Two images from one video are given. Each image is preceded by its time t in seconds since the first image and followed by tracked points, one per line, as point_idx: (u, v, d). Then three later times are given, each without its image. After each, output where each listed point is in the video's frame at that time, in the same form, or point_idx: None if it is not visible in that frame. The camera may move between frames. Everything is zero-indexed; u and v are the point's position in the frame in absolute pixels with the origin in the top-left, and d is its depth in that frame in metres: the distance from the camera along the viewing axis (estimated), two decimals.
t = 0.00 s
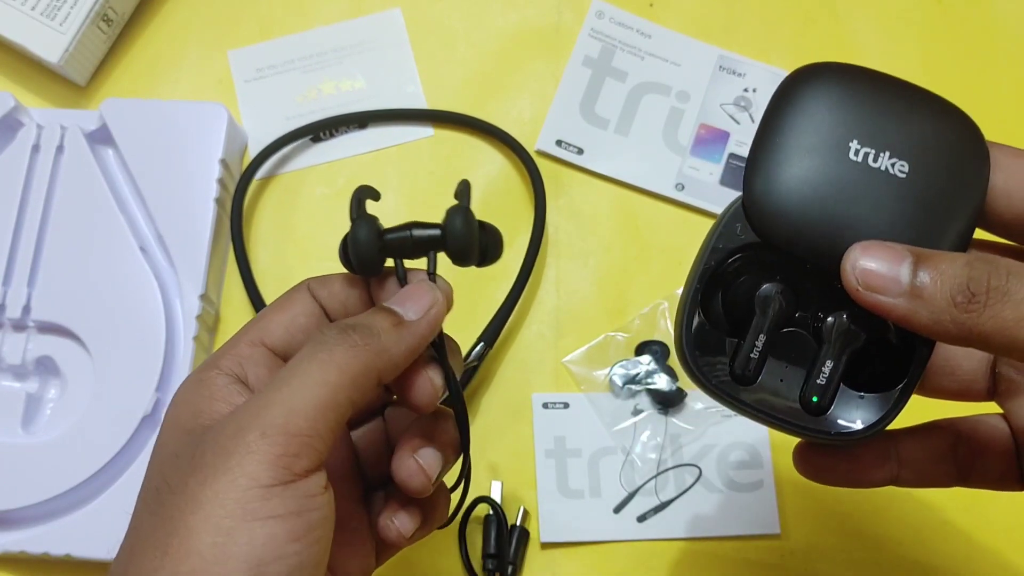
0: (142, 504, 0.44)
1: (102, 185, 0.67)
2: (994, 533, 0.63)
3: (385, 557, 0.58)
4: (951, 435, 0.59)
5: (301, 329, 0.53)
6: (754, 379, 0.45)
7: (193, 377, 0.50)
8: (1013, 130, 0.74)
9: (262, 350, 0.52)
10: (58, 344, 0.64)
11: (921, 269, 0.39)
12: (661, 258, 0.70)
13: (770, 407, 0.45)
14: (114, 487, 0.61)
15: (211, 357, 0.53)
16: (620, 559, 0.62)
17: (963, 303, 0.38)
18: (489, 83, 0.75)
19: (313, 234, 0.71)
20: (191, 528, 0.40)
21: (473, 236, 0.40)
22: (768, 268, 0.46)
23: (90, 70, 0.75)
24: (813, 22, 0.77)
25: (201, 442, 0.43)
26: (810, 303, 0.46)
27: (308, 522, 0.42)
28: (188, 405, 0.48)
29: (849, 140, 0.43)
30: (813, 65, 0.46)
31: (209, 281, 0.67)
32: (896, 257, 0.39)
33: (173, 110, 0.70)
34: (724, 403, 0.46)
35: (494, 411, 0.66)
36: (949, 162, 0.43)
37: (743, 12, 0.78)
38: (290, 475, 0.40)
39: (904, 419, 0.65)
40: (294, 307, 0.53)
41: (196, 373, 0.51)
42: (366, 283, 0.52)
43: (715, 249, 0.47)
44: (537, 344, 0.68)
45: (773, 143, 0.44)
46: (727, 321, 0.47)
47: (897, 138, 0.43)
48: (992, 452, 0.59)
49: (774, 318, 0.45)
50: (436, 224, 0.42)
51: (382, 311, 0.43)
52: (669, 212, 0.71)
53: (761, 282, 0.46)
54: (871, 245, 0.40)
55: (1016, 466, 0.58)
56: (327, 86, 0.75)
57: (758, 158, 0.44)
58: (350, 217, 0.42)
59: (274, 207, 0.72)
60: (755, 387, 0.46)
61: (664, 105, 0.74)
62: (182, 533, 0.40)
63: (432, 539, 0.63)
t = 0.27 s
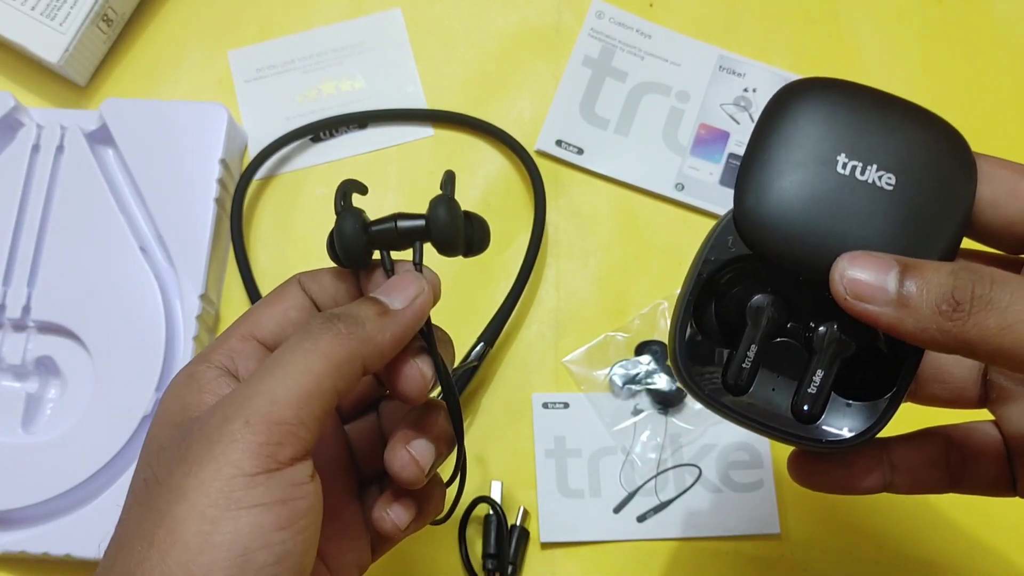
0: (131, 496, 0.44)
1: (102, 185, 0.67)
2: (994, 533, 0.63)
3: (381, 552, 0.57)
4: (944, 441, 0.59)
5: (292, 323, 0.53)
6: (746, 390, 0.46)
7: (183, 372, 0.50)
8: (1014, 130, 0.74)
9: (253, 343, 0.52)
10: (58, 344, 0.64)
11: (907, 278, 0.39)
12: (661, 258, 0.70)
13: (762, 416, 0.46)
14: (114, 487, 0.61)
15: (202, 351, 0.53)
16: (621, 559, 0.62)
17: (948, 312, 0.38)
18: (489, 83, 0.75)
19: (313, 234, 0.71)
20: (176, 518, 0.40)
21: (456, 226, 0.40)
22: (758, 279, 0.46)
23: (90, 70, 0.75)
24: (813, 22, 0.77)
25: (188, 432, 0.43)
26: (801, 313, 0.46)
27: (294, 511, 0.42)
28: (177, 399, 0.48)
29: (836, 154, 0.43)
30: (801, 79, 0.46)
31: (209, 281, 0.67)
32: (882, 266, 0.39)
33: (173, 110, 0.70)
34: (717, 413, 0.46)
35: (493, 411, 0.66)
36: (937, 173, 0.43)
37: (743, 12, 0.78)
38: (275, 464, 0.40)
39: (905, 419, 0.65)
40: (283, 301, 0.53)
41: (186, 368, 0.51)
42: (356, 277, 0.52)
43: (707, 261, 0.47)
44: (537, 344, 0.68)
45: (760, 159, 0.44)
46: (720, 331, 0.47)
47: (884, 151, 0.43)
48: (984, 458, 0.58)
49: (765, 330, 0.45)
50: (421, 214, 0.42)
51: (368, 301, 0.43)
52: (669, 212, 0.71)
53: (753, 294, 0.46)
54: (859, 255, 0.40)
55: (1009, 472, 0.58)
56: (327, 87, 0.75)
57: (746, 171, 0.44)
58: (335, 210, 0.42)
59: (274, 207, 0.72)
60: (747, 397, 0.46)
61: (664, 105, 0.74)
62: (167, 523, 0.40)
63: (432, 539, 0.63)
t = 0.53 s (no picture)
0: (124, 491, 0.44)
1: (102, 185, 0.67)
2: (994, 534, 0.63)
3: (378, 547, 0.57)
4: (942, 443, 0.59)
5: (286, 317, 0.53)
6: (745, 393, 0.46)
7: (178, 366, 0.50)
8: (1014, 131, 0.74)
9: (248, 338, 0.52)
10: (58, 344, 0.64)
11: (904, 281, 0.39)
12: (661, 258, 0.70)
13: (761, 419, 0.46)
14: (115, 487, 0.61)
15: (198, 345, 0.53)
16: (621, 559, 0.62)
17: (945, 314, 0.38)
18: (489, 83, 0.75)
19: (313, 234, 0.71)
20: (167, 513, 0.40)
21: (450, 218, 0.40)
22: (756, 282, 0.46)
23: (90, 70, 0.75)
24: (813, 22, 0.77)
25: (180, 427, 0.43)
26: (800, 316, 0.46)
27: (285, 506, 0.42)
28: (171, 394, 0.48)
29: (833, 157, 0.43)
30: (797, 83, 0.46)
31: (209, 281, 0.67)
32: (878, 269, 0.39)
33: (173, 109, 0.70)
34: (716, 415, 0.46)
35: (493, 411, 0.66)
36: (936, 175, 0.43)
37: (743, 12, 0.78)
38: (266, 459, 0.40)
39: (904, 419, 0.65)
40: (278, 295, 0.53)
41: (181, 362, 0.51)
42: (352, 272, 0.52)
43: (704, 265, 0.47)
44: (537, 344, 0.68)
45: (757, 163, 0.44)
46: (719, 335, 0.47)
47: (881, 154, 0.43)
48: (983, 459, 0.58)
49: (764, 333, 0.45)
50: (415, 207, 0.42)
51: (361, 294, 0.43)
52: (669, 212, 0.71)
53: (752, 297, 0.46)
54: (855, 258, 0.40)
55: (1008, 473, 0.57)
56: (327, 86, 0.75)
57: (743, 176, 0.44)
58: (328, 202, 0.42)
59: (274, 207, 0.72)
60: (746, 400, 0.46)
61: (664, 105, 0.74)
62: (159, 519, 0.40)
63: (432, 539, 0.63)
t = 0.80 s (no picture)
0: (134, 495, 0.44)
1: (102, 185, 0.67)
2: (994, 533, 0.63)
3: (385, 554, 0.57)
4: (943, 443, 0.58)
5: (297, 322, 0.53)
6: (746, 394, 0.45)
7: (188, 370, 0.51)
8: (1014, 130, 0.74)
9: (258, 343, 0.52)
10: (58, 344, 0.64)
11: (905, 280, 0.39)
12: (661, 258, 0.70)
13: (761, 420, 0.46)
14: (114, 487, 0.61)
15: (209, 350, 0.53)
16: (621, 559, 0.62)
17: (946, 313, 0.38)
18: (488, 83, 0.75)
19: (313, 234, 0.71)
20: (177, 518, 0.40)
21: (462, 226, 0.40)
22: (756, 282, 0.46)
23: (90, 70, 0.75)
24: (813, 22, 0.77)
25: (191, 432, 0.43)
26: (801, 317, 0.46)
27: (295, 513, 0.41)
28: (180, 399, 0.48)
29: (835, 157, 0.43)
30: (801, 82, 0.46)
31: (209, 281, 0.67)
32: (880, 268, 0.39)
33: (173, 110, 0.70)
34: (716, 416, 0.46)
35: (493, 411, 0.66)
36: (935, 174, 0.43)
37: (743, 12, 0.78)
38: (277, 466, 0.40)
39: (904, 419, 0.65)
40: (289, 301, 0.53)
41: (191, 367, 0.51)
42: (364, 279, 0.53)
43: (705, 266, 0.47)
44: (537, 344, 0.68)
45: (758, 162, 0.44)
46: (720, 335, 0.47)
47: (883, 154, 0.43)
48: (983, 459, 0.58)
49: (765, 333, 0.44)
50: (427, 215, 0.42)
51: (374, 301, 0.42)
52: (669, 212, 0.71)
53: (753, 297, 0.46)
54: (856, 257, 0.40)
55: (1009, 474, 0.57)
56: (327, 87, 0.75)
57: (744, 176, 0.44)
58: (341, 210, 0.42)
59: (274, 207, 0.72)
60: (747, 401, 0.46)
61: (664, 105, 0.74)
62: (169, 524, 0.40)
63: (432, 539, 0.63)
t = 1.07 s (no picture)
0: (138, 497, 0.44)
1: (102, 185, 0.67)
2: (993, 533, 0.63)
3: (389, 555, 0.58)
4: (944, 445, 0.59)
5: (303, 323, 0.53)
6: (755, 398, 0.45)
7: (193, 370, 0.51)
8: (1014, 131, 0.74)
9: (265, 343, 0.52)
10: (58, 344, 0.64)
11: (898, 290, 0.39)
12: (661, 258, 0.70)
13: (771, 422, 0.46)
14: (114, 487, 0.61)
15: (214, 350, 0.53)
16: (621, 559, 0.62)
17: (939, 323, 0.38)
18: (488, 83, 0.75)
19: (313, 234, 0.71)
20: (183, 521, 0.40)
21: (473, 228, 0.40)
22: (762, 286, 0.46)
23: (90, 70, 0.75)
24: (813, 22, 0.77)
25: (197, 434, 0.43)
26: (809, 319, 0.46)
27: (301, 517, 0.42)
28: (185, 399, 0.48)
29: (838, 158, 0.43)
30: (801, 83, 0.46)
31: (209, 281, 0.67)
32: (873, 278, 0.39)
33: (173, 110, 0.70)
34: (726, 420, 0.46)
35: (494, 411, 0.66)
36: (937, 173, 0.43)
37: (743, 12, 0.78)
38: (283, 470, 0.40)
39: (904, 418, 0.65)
40: (295, 300, 0.53)
41: (196, 367, 0.51)
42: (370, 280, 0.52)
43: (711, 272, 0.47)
44: (537, 344, 0.68)
45: (761, 164, 0.44)
46: (726, 339, 0.47)
47: (886, 154, 0.43)
48: (983, 461, 0.58)
49: (772, 336, 0.44)
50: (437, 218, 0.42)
51: (383, 304, 0.43)
52: (669, 212, 0.71)
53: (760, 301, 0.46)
54: (849, 266, 0.40)
55: (1007, 475, 0.58)
56: (327, 86, 0.75)
57: (748, 178, 0.44)
58: (350, 210, 0.42)
59: (275, 207, 0.72)
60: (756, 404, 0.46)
61: (664, 105, 0.74)
62: (174, 527, 0.40)
63: (432, 538, 0.63)
